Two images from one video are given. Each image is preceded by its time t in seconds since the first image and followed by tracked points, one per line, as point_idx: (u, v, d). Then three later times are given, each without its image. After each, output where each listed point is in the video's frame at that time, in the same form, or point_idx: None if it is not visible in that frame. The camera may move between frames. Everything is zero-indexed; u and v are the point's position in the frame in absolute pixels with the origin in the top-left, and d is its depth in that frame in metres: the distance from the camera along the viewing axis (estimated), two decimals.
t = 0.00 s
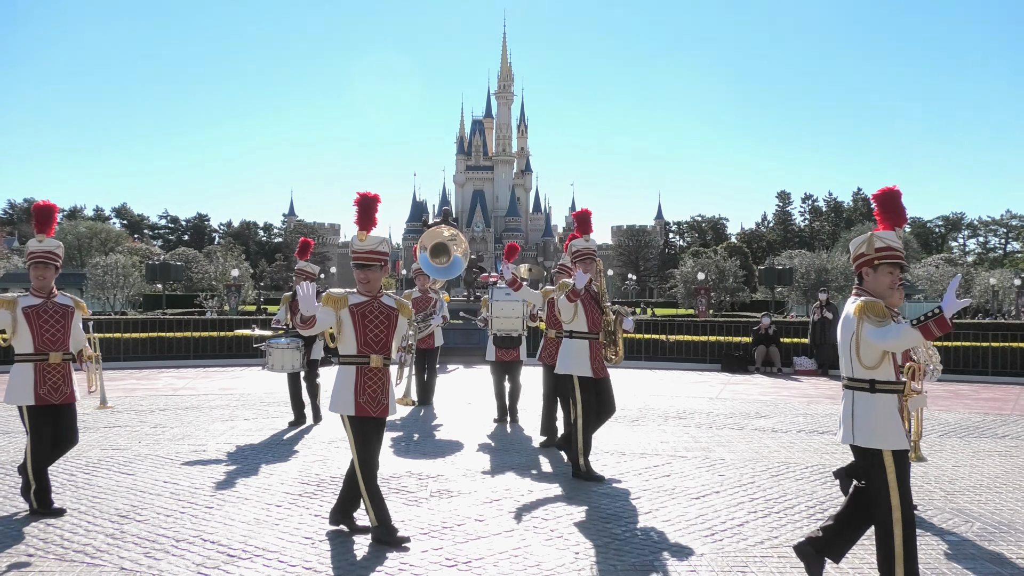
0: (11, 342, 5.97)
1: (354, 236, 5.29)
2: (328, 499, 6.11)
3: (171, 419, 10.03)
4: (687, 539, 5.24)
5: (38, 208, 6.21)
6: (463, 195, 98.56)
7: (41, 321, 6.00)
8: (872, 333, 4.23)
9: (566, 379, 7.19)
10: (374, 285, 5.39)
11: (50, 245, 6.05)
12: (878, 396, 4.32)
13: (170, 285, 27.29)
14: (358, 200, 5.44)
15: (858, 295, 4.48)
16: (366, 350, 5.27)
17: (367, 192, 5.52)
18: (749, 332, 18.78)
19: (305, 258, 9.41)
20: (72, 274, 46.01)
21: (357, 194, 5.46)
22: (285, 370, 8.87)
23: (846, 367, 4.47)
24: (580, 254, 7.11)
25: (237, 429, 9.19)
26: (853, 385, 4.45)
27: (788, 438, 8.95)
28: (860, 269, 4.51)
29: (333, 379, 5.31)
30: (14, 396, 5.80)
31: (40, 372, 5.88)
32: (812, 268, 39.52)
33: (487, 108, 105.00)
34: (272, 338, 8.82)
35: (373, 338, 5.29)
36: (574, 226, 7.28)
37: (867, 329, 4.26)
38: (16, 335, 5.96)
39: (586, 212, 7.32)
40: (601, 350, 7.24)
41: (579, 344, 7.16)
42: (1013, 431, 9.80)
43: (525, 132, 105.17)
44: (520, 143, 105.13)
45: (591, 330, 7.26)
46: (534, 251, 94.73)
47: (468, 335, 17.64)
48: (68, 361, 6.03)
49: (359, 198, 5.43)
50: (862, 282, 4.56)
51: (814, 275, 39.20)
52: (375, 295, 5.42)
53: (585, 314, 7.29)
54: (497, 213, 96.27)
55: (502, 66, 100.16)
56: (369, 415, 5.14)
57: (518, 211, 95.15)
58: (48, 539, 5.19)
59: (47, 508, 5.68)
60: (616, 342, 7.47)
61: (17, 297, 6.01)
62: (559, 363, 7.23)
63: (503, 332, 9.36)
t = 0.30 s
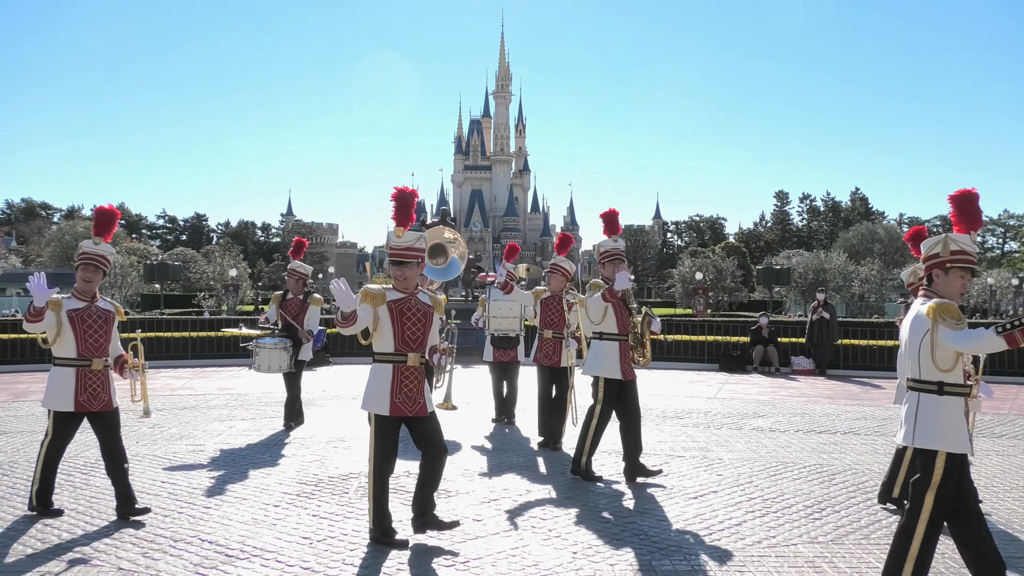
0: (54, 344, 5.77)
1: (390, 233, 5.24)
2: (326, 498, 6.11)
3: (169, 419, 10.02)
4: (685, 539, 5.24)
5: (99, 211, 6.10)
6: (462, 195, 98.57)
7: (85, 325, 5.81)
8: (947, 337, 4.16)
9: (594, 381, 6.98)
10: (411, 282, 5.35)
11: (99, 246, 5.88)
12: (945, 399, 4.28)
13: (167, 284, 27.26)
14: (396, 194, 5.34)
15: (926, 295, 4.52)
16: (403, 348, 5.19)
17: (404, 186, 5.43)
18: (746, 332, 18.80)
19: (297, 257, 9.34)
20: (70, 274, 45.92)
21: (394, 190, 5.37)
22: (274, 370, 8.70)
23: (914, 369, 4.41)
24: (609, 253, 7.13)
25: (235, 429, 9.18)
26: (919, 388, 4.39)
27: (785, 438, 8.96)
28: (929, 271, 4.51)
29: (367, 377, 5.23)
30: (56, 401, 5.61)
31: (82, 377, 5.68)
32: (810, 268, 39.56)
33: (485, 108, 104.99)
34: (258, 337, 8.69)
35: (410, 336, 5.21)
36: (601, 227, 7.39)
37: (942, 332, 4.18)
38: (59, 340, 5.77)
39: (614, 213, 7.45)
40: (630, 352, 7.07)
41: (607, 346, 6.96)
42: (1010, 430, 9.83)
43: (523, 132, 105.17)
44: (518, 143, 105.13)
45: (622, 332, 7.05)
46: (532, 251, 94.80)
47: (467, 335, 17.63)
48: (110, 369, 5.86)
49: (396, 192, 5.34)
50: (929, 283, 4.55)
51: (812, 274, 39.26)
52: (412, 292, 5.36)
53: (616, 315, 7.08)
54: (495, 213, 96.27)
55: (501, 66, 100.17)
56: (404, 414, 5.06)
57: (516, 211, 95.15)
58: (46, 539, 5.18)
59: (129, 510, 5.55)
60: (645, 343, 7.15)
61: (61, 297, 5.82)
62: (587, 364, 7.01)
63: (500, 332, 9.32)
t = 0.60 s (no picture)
0: (97, 339, 5.73)
1: (438, 230, 5.14)
2: (324, 498, 6.12)
3: (167, 418, 10.02)
4: (683, 538, 5.25)
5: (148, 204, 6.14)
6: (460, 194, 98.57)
7: (129, 318, 5.79)
8: (1009, 334, 4.14)
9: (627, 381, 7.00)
10: (458, 283, 5.25)
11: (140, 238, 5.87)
12: (1012, 395, 4.26)
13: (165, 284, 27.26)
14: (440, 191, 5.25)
15: (990, 293, 4.51)
16: (451, 351, 5.14)
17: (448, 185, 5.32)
18: (744, 331, 18.83)
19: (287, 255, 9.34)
20: (67, 274, 45.83)
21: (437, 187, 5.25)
22: (259, 370, 8.65)
23: (979, 366, 4.40)
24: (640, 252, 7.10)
25: (234, 429, 9.17)
26: (985, 384, 4.37)
27: (783, 438, 8.96)
28: (993, 268, 4.52)
29: (413, 381, 5.16)
30: (103, 396, 5.59)
31: (128, 371, 5.69)
32: (807, 267, 39.61)
33: (483, 108, 105.01)
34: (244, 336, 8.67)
35: (457, 338, 5.14)
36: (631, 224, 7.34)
37: (1006, 330, 4.15)
38: (104, 334, 5.72)
39: (644, 211, 7.47)
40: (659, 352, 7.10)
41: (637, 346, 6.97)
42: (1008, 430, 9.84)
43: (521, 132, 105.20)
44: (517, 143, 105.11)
45: (651, 332, 7.06)
46: (530, 250, 94.81)
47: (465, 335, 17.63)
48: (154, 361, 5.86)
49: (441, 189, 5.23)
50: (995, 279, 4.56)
51: (809, 274, 39.30)
52: (457, 292, 5.27)
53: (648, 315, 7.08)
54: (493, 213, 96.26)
55: (499, 66, 100.21)
56: (454, 418, 5.01)
57: (514, 210, 95.16)
58: (44, 538, 5.18)
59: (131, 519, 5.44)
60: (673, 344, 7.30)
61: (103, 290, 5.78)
62: (618, 365, 7.01)
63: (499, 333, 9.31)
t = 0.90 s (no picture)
0: (143, 348, 5.49)
1: (488, 231, 5.09)
2: (323, 498, 6.11)
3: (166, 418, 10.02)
4: (681, 538, 5.25)
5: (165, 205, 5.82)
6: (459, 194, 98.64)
7: (174, 325, 5.53)
8: None
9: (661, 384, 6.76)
10: (507, 286, 5.14)
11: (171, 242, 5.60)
12: None
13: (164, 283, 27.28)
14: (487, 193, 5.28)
15: None
16: (501, 355, 5.01)
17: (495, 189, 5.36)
18: (743, 332, 18.83)
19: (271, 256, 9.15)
20: (66, 274, 45.88)
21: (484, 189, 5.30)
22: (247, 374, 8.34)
23: None
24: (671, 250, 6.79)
25: (233, 429, 9.16)
26: None
27: (782, 438, 8.95)
28: None
29: (461, 387, 5.02)
30: (153, 405, 5.33)
31: (177, 379, 5.44)
32: (805, 268, 39.64)
33: (482, 108, 105.10)
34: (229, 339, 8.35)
35: (508, 342, 5.02)
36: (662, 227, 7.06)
37: None
38: (148, 341, 5.47)
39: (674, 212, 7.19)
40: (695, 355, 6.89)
41: (671, 350, 6.75)
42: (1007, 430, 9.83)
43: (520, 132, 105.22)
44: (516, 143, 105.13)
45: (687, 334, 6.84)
46: (529, 250, 94.81)
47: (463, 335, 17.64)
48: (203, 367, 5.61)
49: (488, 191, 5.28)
50: None
51: (808, 274, 39.33)
52: (507, 296, 5.16)
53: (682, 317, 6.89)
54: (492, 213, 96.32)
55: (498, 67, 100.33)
56: (505, 424, 4.86)
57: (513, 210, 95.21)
58: (42, 538, 5.18)
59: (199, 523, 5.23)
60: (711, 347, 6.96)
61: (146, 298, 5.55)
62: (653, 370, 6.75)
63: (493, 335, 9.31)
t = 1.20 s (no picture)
0: (189, 345, 5.37)
1: (541, 228, 5.13)
2: (321, 498, 6.11)
3: (163, 418, 10.01)
4: (679, 537, 5.26)
5: (212, 199, 5.81)
6: (457, 194, 98.64)
7: (222, 322, 5.44)
8: None
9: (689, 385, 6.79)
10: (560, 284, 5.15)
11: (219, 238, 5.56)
12: None
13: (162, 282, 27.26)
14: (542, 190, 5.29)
15: None
16: (557, 356, 5.01)
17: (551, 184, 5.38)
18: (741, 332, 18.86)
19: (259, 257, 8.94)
20: (64, 274, 45.85)
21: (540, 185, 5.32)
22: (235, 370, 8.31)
23: None
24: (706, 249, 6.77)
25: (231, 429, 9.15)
26: None
27: (780, 438, 8.95)
28: None
29: (516, 387, 5.01)
30: (197, 403, 5.21)
31: (221, 377, 5.31)
32: (803, 268, 39.67)
33: (481, 108, 105.14)
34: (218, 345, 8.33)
35: (564, 343, 5.03)
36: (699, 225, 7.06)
37: None
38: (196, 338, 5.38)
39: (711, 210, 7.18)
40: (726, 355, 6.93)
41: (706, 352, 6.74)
42: (1005, 430, 9.85)
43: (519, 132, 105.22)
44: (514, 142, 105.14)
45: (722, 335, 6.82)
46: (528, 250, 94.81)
47: (462, 335, 17.64)
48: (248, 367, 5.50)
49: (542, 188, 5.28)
50: None
51: (806, 274, 39.35)
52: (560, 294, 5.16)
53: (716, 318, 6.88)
54: (490, 213, 96.31)
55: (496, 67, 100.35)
56: (561, 426, 4.87)
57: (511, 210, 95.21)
58: (40, 538, 5.17)
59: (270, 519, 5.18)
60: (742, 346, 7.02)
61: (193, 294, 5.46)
62: (685, 369, 6.80)
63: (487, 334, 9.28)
